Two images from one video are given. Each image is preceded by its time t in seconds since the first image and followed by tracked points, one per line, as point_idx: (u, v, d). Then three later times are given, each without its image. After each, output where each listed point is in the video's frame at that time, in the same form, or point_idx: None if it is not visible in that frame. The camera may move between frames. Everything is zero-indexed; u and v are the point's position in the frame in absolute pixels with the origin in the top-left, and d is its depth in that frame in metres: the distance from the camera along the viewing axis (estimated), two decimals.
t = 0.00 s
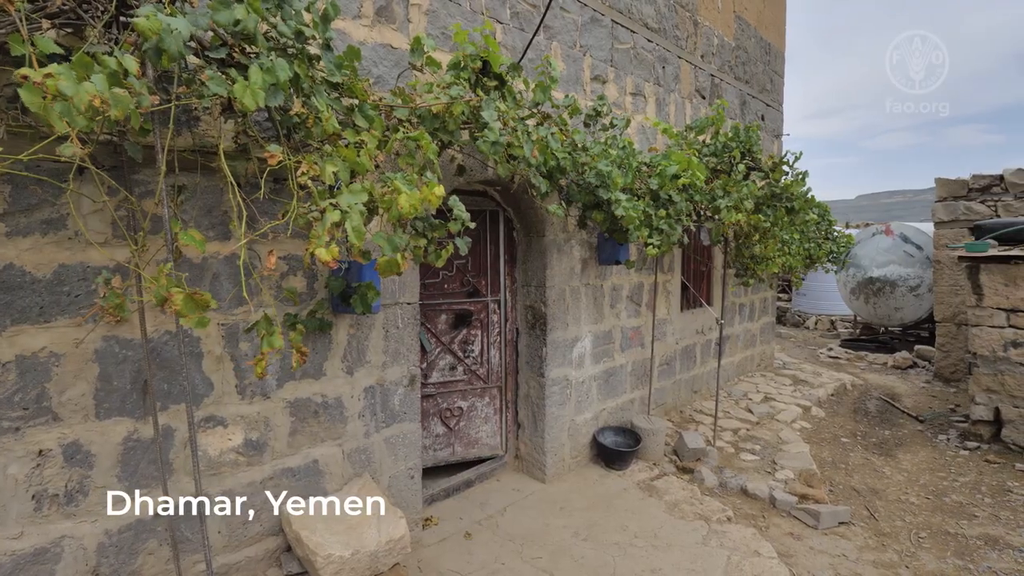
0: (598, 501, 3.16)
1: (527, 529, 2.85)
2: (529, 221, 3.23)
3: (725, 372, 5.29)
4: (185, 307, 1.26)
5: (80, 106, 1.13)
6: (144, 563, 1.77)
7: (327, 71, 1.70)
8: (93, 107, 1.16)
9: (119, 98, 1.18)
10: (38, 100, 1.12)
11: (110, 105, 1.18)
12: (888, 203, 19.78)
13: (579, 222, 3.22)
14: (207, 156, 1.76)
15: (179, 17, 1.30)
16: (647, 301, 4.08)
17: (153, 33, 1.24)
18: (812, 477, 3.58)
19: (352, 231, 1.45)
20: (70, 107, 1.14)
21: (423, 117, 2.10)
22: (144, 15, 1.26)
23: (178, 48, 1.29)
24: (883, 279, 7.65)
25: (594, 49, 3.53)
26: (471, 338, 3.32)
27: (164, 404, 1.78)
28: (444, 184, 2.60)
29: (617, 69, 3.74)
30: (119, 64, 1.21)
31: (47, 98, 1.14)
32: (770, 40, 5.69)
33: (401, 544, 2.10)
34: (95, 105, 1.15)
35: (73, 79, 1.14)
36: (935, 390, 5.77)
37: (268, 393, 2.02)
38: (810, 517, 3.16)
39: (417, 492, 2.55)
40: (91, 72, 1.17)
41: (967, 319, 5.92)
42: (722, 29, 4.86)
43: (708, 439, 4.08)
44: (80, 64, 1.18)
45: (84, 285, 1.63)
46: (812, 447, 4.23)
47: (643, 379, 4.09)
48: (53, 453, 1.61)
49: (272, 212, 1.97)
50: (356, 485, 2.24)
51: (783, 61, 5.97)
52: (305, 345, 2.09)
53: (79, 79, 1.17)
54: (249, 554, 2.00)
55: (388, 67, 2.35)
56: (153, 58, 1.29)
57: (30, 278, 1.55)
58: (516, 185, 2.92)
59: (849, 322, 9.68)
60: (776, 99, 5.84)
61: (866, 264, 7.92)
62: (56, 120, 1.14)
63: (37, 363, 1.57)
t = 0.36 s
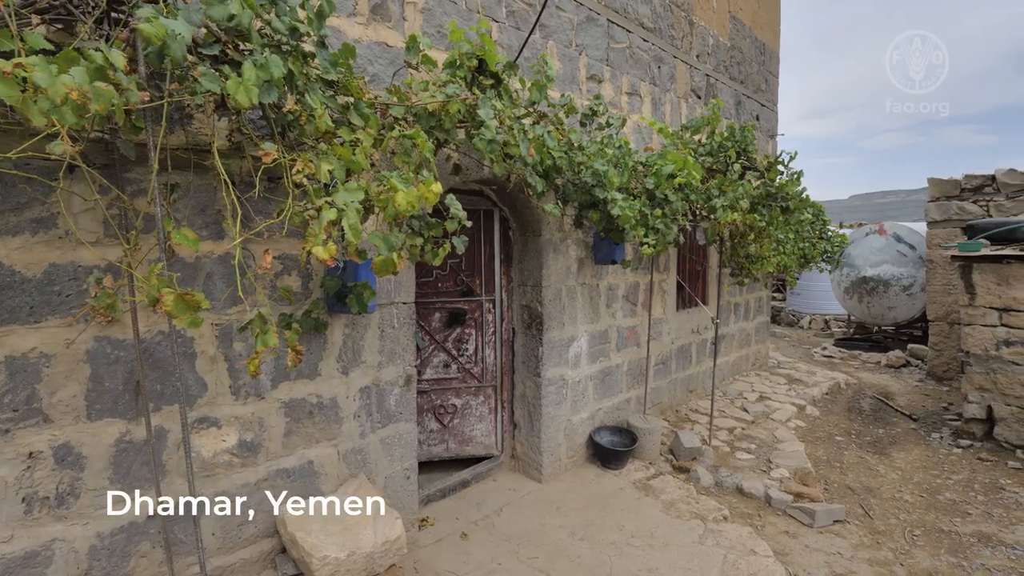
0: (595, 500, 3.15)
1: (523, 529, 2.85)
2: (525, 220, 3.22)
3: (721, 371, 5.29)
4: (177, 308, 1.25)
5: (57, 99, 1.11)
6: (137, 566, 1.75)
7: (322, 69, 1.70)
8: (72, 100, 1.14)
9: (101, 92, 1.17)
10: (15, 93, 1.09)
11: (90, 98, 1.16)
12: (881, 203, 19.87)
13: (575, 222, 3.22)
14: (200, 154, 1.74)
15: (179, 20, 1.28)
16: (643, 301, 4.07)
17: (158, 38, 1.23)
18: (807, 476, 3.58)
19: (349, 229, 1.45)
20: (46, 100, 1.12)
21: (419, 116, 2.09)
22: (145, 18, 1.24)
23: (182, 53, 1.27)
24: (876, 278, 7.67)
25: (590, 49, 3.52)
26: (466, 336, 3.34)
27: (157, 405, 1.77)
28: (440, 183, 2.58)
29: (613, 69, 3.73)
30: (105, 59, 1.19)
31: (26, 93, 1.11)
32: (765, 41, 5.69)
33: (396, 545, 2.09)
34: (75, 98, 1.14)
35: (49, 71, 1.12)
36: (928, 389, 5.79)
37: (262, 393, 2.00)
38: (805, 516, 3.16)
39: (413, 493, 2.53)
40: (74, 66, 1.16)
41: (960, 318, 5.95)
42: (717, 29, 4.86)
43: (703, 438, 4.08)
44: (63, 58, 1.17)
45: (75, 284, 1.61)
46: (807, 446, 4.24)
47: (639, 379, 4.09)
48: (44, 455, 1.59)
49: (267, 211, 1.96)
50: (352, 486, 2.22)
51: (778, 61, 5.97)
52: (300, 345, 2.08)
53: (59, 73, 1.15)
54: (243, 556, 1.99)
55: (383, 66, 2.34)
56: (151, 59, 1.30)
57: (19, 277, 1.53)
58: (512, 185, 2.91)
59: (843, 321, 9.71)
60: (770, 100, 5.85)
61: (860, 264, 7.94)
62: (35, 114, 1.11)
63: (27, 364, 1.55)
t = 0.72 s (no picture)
0: (589, 500, 3.15)
1: (518, 529, 2.84)
2: (520, 220, 3.21)
3: (714, 370, 5.30)
4: (167, 306, 1.24)
5: (54, 93, 1.11)
6: (128, 569, 1.73)
7: (315, 67, 1.68)
8: (68, 95, 1.13)
9: (97, 88, 1.15)
10: (10, 86, 1.09)
11: (87, 94, 1.14)
12: (872, 203, 20.00)
13: (570, 222, 3.21)
14: (192, 153, 1.72)
15: (164, 11, 1.27)
16: (637, 300, 4.07)
17: (136, 28, 1.20)
18: (800, 474, 3.59)
19: (342, 229, 1.42)
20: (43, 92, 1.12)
21: (413, 114, 2.07)
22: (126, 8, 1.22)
23: (162, 43, 1.26)
24: (868, 278, 7.72)
25: (584, 49, 3.52)
26: (460, 335, 3.44)
27: (148, 406, 1.75)
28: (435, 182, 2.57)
29: (607, 69, 3.73)
30: (98, 53, 1.18)
31: (19, 84, 1.10)
32: (758, 41, 5.70)
33: (391, 547, 2.10)
34: (72, 93, 1.12)
35: (44, 65, 1.10)
36: (920, 387, 5.83)
37: (255, 394, 1.99)
38: (799, 514, 3.17)
39: (408, 494, 2.52)
40: (68, 61, 1.14)
41: (951, 317, 5.99)
42: (711, 30, 4.87)
43: (698, 437, 4.09)
44: (58, 53, 1.15)
45: (64, 285, 1.59)
46: (800, 444, 4.26)
47: (634, 378, 4.09)
48: (33, 457, 1.57)
49: (260, 210, 1.94)
50: (346, 487, 2.21)
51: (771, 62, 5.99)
52: (294, 345, 2.06)
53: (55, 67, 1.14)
54: (236, 559, 1.97)
55: (377, 64, 2.32)
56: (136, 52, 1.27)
57: (7, 277, 1.51)
58: (506, 185, 2.91)
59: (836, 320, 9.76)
60: (764, 100, 5.87)
61: (852, 263, 7.99)
62: (28, 107, 1.11)
63: (16, 366, 1.53)
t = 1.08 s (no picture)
0: (584, 499, 3.15)
1: (513, 529, 2.83)
2: (514, 220, 3.19)
3: (707, 369, 5.32)
4: (156, 309, 1.22)
5: (25, 92, 1.07)
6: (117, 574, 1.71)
7: (308, 65, 1.67)
8: (43, 93, 1.10)
9: (72, 86, 1.13)
10: None
11: (63, 92, 1.12)
12: (863, 203, 20.14)
13: (564, 222, 3.21)
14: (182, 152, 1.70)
15: (156, 7, 1.24)
16: (631, 300, 4.07)
17: (129, 25, 1.18)
18: (793, 472, 3.61)
19: (335, 228, 1.41)
20: (13, 92, 1.08)
21: (407, 113, 2.05)
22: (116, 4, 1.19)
23: (157, 41, 1.24)
24: (858, 277, 7.77)
25: (578, 48, 3.51)
26: (454, 334, 3.45)
27: (138, 408, 1.72)
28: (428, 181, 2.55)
29: (601, 68, 3.73)
30: (79, 51, 1.16)
31: None
32: (751, 42, 5.72)
33: (385, 549, 2.07)
34: (45, 92, 1.10)
35: (18, 63, 1.07)
36: (910, 385, 5.87)
37: (247, 396, 1.96)
38: (791, 512, 3.18)
39: (402, 495, 2.50)
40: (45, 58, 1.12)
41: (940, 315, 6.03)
42: (704, 30, 4.88)
43: (691, 436, 4.09)
44: (36, 49, 1.13)
45: (51, 285, 1.57)
46: (793, 442, 4.27)
47: (627, 378, 4.09)
48: (19, 461, 1.54)
49: (251, 209, 1.92)
50: (339, 489, 2.19)
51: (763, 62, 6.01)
52: (286, 346, 2.04)
53: (30, 65, 1.12)
54: (228, 562, 1.95)
55: (370, 62, 2.31)
56: (126, 49, 1.26)
57: None
58: (501, 184, 2.89)
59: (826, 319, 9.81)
60: (756, 100, 5.88)
61: (843, 262, 8.04)
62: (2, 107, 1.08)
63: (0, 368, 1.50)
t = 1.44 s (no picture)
0: (577, 499, 3.14)
1: (506, 529, 2.82)
2: (507, 219, 3.18)
3: (699, 368, 5.33)
4: (143, 309, 1.20)
5: (18, 86, 1.06)
6: None
7: (299, 62, 1.65)
8: (34, 88, 1.08)
9: (65, 81, 1.11)
10: None
11: (55, 87, 1.10)
12: (852, 203, 20.30)
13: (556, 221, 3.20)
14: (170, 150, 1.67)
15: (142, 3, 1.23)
16: (624, 299, 4.07)
17: (115, 22, 1.17)
18: (784, 470, 3.62)
19: (326, 227, 1.39)
20: (4, 86, 1.06)
21: (399, 111, 2.04)
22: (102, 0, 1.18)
23: (143, 38, 1.22)
24: (847, 276, 7.83)
25: (571, 48, 3.51)
26: (449, 333, 3.49)
27: (125, 410, 1.70)
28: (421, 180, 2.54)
29: (593, 68, 3.72)
30: (68, 45, 1.13)
31: None
32: (741, 43, 5.74)
33: (378, 551, 2.07)
34: (37, 86, 1.08)
35: (10, 58, 1.06)
36: (899, 383, 5.91)
37: (237, 397, 1.94)
38: (783, 510, 3.19)
39: (394, 497, 2.48)
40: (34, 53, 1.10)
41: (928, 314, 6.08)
42: (695, 30, 4.89)
43: (683, 435, 4.10)
44: (24, 43, 1.11)
45: (35, 285, 1.53)
46: (784, 441, 4.29)
47: (620, 377, 4.09)
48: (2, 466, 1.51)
49: (241, 208, 1.89)
50: (331, 492, 2.17)
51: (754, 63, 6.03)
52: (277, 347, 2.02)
53: (20, 59, 1.09)
54: (218, 566, 1.92)
55: (362, 60, 2.28)
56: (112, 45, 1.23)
57: None
58: (493, 184, 2.87)
59: (816, 318, 9.87)
60: (746, 101, 5.90)
61: (832, 262, 8.09)
62: None
63: None
